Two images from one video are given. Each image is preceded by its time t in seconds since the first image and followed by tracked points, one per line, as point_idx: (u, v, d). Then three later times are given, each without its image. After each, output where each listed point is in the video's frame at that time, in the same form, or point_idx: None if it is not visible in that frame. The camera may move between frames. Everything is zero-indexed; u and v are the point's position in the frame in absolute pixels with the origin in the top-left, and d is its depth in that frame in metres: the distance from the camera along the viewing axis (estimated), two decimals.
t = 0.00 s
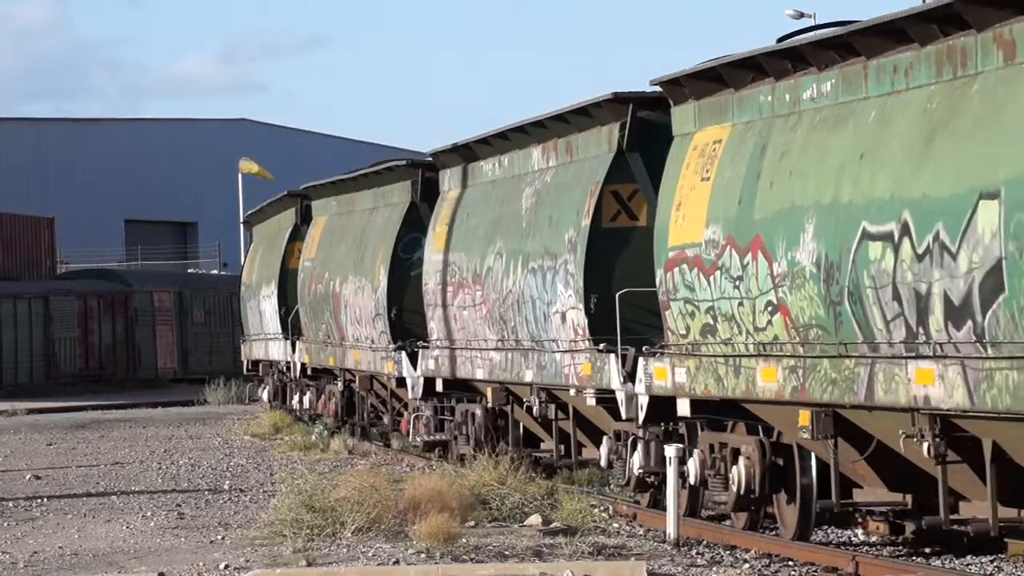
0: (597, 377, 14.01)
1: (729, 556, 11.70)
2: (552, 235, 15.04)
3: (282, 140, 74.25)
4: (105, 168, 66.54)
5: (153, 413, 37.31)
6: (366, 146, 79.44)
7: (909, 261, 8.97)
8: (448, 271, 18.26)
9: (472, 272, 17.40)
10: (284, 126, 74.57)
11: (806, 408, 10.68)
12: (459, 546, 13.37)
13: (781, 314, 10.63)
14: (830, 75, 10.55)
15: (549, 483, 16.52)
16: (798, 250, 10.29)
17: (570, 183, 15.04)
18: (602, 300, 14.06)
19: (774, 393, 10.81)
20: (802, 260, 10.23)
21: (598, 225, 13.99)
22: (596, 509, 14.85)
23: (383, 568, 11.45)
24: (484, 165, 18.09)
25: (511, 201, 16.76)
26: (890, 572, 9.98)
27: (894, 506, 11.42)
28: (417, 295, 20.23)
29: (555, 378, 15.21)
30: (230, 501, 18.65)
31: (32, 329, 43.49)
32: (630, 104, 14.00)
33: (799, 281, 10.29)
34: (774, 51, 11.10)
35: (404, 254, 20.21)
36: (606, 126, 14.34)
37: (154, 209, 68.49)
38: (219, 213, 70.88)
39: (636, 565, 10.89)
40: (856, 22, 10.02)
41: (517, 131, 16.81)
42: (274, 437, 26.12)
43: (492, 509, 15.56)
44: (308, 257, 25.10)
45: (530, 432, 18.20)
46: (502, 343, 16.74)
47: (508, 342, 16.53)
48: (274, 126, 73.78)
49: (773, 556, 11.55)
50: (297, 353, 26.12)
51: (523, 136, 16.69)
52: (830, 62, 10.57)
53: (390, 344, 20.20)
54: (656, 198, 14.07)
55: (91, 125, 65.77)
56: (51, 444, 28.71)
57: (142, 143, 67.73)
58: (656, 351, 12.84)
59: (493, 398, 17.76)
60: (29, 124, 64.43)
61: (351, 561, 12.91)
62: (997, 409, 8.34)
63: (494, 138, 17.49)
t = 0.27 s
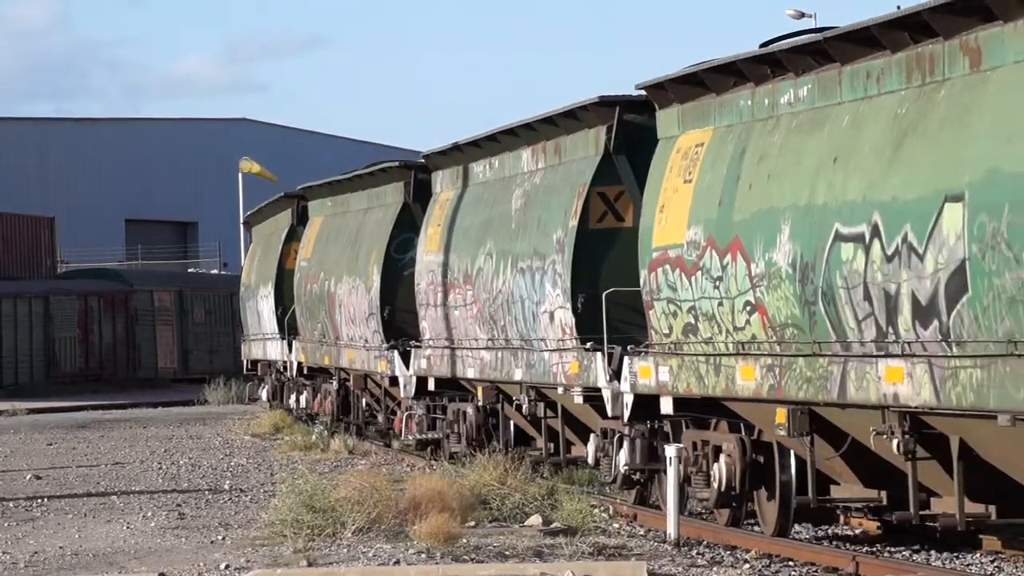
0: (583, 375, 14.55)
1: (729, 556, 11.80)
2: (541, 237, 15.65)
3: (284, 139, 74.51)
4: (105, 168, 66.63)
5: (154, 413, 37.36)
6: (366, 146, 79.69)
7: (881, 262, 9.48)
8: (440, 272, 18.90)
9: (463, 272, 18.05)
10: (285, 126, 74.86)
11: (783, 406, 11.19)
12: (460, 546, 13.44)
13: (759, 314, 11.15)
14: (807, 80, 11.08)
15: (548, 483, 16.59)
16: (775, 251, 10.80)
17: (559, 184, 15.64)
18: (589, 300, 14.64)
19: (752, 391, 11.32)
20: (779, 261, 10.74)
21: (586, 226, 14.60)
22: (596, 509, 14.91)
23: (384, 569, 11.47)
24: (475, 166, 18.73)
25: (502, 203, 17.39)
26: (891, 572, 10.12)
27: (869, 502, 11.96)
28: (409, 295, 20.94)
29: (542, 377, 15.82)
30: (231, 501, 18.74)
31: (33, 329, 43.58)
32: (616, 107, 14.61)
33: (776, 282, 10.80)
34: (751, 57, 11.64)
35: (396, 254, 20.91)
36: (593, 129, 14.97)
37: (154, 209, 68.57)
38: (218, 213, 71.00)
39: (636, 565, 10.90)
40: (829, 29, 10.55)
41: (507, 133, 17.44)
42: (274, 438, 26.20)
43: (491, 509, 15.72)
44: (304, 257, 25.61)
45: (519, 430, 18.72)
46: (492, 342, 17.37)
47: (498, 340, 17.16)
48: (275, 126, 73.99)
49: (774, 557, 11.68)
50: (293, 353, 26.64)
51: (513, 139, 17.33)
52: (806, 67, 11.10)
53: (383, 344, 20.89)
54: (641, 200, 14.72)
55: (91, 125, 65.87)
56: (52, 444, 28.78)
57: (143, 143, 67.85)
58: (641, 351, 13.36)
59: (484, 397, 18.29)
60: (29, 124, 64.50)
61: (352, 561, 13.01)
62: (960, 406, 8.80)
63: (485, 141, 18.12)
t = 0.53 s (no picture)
0: (569, 375, 15.37)
1: (729, 556, 12.17)
2: (528, 239, 16.49)
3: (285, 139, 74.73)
4: (105, 167, 66.72)
5: (154, 413, 37.43)
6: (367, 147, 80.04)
7: (846, 263, 10.39)
8: (430, 273, 19.67)
9: (454, 273, 18.82)
10: (285, 126, 74.99)
11: (758, 405, 12.12)
12: (460, 546, 13.55)
13: (734, 314, 12.08)
14: (779, 87, 12.02)
15: (549, 484, 16.69)
16: (749, 253, 11.73)
17: (546, 187, 16.46)
18: (574, 299, 15.51)
19: (728, 389, 12.24)
20: (752, 263, 11.68)
21: (571, 227, 15.48)
22: (597, 509, 15.08)
23: (384, 569, 11.54)
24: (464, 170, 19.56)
25: (489, 207, 18.19)
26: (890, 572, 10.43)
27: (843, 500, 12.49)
28: (400, 295, 21.56)
29: (530, 375, 16.60)
30: (231, 501, 18.85)
31: (33, 329, 43.65)
32: (598, 110, 15.52)
33: (751, 283, 11.72)
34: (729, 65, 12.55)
35: (388, 256, 21.56)
36: (578, 133, 15.87)
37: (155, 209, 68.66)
38: (218, 213, 71.12)
39: (637, 565, 11.06)
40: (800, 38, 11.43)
41: (495, 138, 18.24)
42: (275, 437, 26.31)
43: (492, 509, 15.82)
44: (299, 259, 26.12)
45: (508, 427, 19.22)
46: (481, 340, 18.12)
47: (487, 340, 17.91)
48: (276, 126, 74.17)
49: (775, 556, 12.03)
50: (290, 353, 27.13)
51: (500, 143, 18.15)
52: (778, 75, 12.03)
53: (376, 343, 21.48)
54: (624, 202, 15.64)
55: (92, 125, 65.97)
56: (52, 445, 28.86)
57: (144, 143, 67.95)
58: (623, 351, 14.31)
59: (473, 394, 18.97)
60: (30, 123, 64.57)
61: (353, 561, 13.12)
62: (921, 403, 9.68)
63: (474, 146, 18.91)
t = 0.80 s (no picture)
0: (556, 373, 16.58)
1: (729, 556, 12.83)
2: (515, 241, 17.74)
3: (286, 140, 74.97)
4: (106, 167, 66.78)
5: (154, 413, 37.50)
6: (366, 147, 80.51)
7: (815, 265, 11.51)
8: (421, 274, 20.88)
9: (444, 275, 20.04)
10: (285, 126, 75.14)
11: (733, 403, 13.33)
12: (460, 546, 13.73)
13: (710, 316, 13.26)
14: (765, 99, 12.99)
15: (548, 483, 16.99)
16: (724, 256, 12.91)
17: (531, 191, 17.74)
18: (558, 300, 16.75)
19: (705, 387, 13.44)
20: (727, 266, 12.86)
21: (556, 228, 16.69)
22: (599, 509, 15.55)
23: (386, 569, 11.72)
24: (456, 174, 20.79)
25: (478, 212, 19.44)
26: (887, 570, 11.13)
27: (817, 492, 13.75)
28: (389, 295, 22.97)
29: (517, 373, 17.86)
30: (232, 501, 18.98)
31: (32, 329, 43.66)
32: (585, 115, 16.70)
33: (725, 285, 12.90)
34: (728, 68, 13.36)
35: (380, 256, 22.97)
36: (563, 137, 17.10)
37: (155, 209, 68.80)
38: (217, 214, 71.41)
39: (638, 565, 11.30)
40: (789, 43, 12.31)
41: (486, 143, 19.46)
42: (275, 438, 26.52)
43: (492, 508, 16.10)
44: (296, 259, 27.40)
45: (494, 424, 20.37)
46: (471, 340, 19.33)
47: (475, 340, 19.15)
48: (277, 125, 74.37)
49: (775, 556, 12.70)
50: (285, 351, 28.31)
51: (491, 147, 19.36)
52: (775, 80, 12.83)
53: (368, 343, 22.85)
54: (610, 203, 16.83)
55: (93, 125, 66.02)
56: (52, 444, 28.95)
57: (145, 144, 68.01)
58: (606, 351, 15.53)
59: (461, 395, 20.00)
60: (31, 122, 64.57)
61: (353, 561, 13.27)
62: (885, 401, 10.80)
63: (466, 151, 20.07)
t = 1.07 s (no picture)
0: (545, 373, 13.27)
1: (730, 556, 10.03)
2: (503, 243, 14.32)
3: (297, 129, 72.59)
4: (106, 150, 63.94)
5: (154, 413, 33.25)
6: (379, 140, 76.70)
7: (790, 266, 8.98)
8: (413, 277, 17.26)
9: (433, 277, 16.47)
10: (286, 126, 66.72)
11: (713, 400, 10.55)
12: (462, 548, 10.86)
13: (690, 315, 10.37)
14: (717, 102, 10.56)
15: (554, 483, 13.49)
16: (705, 256, 10.07)
17: (519, 193, 14.33)
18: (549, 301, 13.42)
19: (686, 388, 10.53)
20: (707, 266, 10.00)
21: (544, 230, 13.36)
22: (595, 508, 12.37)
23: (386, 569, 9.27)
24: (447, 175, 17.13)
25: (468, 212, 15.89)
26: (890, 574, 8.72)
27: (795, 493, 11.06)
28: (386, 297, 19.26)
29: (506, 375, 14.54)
30: (232, 501, 15.28)
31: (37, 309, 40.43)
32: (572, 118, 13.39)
33: (706, 285, 10.03)
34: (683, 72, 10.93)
35: (374, 254, 19.27)
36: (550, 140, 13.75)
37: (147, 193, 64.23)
38: (218, 212, 63.23)
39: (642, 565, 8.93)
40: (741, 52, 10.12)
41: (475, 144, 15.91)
42: (272, 440, 22.32)
43: (492, 509, 12.78)
44: (291, 261, 23.43)
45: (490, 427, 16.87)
46: (454, 346, 16.04)
47: (467, 344, 15.66)
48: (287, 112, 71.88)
49: (775, 557, 10.00)
50: (280, 353, 25.27)
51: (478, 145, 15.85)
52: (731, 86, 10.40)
53: (360, 342, 19.26)
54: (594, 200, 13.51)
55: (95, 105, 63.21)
56: (53, 444, 26.07)
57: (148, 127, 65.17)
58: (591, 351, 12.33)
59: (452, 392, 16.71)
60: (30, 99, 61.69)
61: (353, 562, 10.53)
62: (857, 402, 8.43)
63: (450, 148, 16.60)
